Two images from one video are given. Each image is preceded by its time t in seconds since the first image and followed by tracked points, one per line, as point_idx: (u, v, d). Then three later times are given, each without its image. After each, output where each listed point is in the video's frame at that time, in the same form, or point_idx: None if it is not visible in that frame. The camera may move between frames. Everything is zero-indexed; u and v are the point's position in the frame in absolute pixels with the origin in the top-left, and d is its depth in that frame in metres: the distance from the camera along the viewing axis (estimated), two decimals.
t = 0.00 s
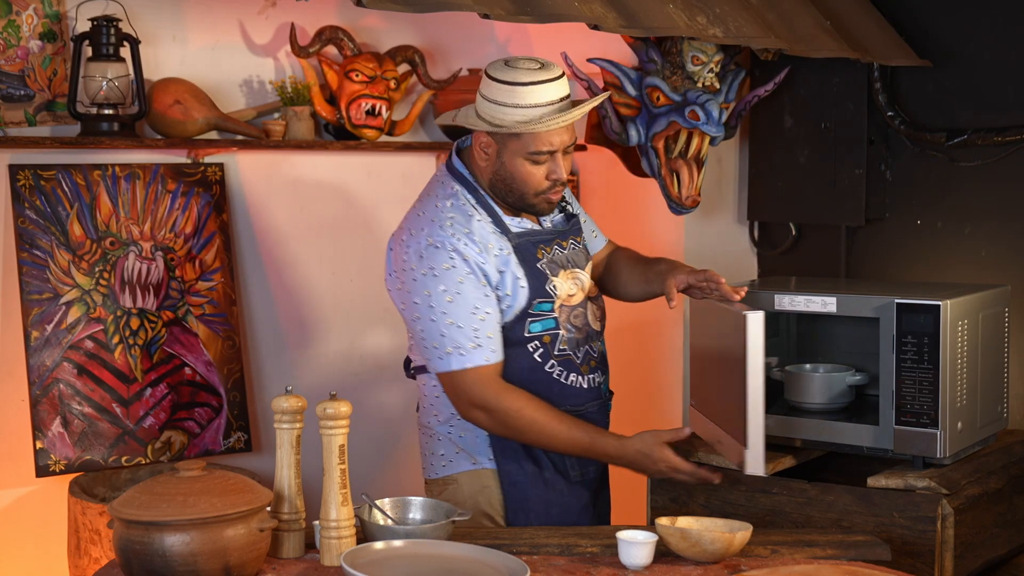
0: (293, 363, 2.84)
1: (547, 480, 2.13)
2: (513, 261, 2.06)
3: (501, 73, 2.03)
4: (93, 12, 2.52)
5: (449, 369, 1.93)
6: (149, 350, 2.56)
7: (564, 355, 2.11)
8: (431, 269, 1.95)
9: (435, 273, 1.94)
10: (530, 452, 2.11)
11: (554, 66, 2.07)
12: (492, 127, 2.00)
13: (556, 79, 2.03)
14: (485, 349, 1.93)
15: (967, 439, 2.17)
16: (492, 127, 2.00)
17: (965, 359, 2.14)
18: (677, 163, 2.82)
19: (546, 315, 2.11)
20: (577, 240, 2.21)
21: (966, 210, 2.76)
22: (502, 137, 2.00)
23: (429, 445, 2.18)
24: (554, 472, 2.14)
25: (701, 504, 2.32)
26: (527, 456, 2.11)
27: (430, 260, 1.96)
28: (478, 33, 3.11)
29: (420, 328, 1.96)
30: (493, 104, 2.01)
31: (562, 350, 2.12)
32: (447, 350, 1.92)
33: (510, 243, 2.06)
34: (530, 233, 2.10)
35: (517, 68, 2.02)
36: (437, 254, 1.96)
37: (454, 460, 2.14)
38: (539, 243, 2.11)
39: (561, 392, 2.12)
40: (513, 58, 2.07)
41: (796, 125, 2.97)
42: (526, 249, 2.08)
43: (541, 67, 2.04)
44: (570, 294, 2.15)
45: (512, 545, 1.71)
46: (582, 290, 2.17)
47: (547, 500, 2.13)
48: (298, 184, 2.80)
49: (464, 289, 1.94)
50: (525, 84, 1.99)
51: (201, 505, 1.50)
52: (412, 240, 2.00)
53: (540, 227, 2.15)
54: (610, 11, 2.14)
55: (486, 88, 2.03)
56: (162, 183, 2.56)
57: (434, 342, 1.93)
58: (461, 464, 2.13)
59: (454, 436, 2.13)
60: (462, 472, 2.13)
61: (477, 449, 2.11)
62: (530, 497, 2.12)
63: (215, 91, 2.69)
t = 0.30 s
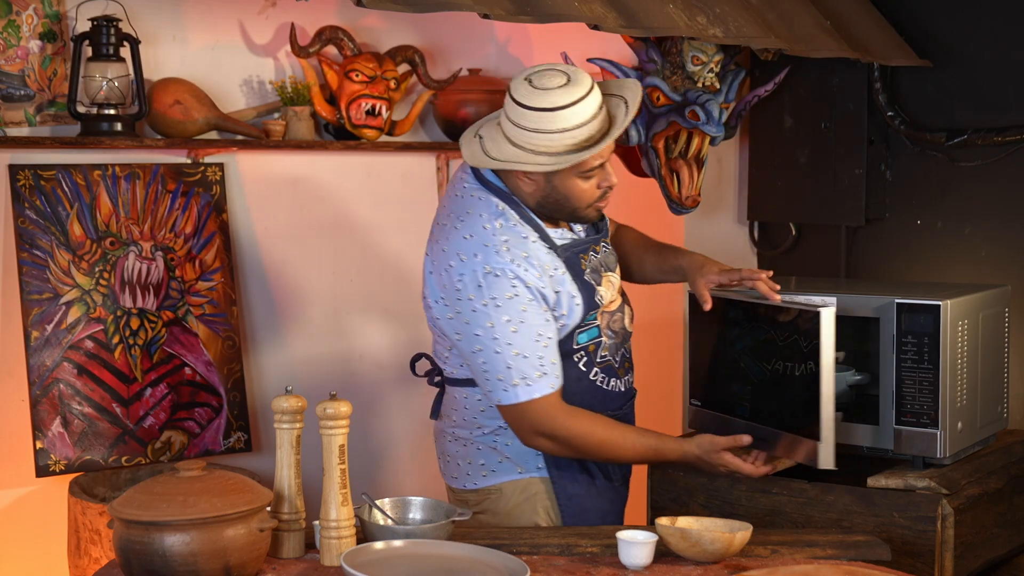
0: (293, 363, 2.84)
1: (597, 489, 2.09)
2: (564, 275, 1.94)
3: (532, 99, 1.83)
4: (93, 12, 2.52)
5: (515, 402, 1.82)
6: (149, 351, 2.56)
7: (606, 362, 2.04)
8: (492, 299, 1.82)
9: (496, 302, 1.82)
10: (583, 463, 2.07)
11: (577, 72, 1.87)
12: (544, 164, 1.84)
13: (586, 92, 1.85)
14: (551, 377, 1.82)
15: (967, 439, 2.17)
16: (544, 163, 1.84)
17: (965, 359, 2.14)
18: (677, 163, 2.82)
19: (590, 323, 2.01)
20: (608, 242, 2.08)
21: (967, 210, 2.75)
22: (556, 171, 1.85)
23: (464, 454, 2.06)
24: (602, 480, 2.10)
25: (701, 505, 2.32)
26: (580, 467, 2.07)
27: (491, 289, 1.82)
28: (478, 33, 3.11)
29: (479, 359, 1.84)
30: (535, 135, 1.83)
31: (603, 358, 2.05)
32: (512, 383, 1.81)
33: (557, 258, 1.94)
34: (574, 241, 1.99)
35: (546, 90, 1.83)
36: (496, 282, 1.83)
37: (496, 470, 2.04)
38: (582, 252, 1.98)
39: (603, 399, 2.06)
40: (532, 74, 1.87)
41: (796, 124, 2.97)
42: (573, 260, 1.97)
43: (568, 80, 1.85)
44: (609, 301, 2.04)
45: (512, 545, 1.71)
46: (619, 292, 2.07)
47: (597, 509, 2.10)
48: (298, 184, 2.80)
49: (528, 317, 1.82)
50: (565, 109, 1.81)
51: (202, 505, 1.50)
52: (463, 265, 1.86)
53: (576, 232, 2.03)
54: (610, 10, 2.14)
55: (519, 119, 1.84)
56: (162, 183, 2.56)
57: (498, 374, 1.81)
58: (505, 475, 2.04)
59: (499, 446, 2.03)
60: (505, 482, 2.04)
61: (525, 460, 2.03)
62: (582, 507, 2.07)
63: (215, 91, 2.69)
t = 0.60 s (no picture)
0: (293, 363, 2.84)
1: (622, 495, 2.09)
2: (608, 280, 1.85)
3: (585, 113, 1.65)
4: (93, 12, 2.52)
5: (579, 419, 1.73)
6: (149, 350, 2.56)
7: (634, 368, 2.02)
8: (557, 317, 1.69)
9: (561, 320, 1.69)
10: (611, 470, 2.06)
11: (626, 79, 1.70)
12: (602, 186, 1.66)
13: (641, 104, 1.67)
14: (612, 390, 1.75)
15: (967, 439, 2.17)
16: (603, 184, 1.66)
17: (966, 359, 2.15)
18: (677, 163, 2.82)
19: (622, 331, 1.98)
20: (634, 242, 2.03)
21: (967, 210, 2.75)
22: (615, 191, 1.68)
23: (488, 463, 2.01)
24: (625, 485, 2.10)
25: (701, 504, 2.32)
26: (609, 475, 2.06)
27: (557, 306, 1.70)
28: (478, 33, 3.13)
29: (540, 378, 1.73)
30: (590, 154, 1.66)
31: (631, 363, 2.02)
32: (578, 401, 1.72)
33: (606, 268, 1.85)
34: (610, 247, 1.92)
35: (598, 101, 1.64)
36: (560, 299, 1.70)
37: (524, 479, 2.00)
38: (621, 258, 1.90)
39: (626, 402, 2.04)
40: (579, 84, 1.68)
41: (796, 124, 2.97)
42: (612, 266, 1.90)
43: (619, 89, 1.67)
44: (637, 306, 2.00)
45: (512, 545, 1.71)
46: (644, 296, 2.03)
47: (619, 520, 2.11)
48: (298, 183, 2.80)
49: (591, 333, 1.72)
50: (622, 125, 1.64)
51: (201, 505, 1.50)
52: (522, 284, 1.71)
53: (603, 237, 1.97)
54: (610, 10, 2.14)
55: (571, 135, 1.66)
56: (162, 183, 2.56)
57: (563, 393, 1.71)
58: (533, 484, 2.00)
59: (529, 455, 2.00)
60: (533, 491, 2.01)
61: (555, 469, 2.01)
62: (608, 513, 2.06)
63: (215, 91, 2.69)
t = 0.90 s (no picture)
0: (293, 363, 2.84)
1: (630, 500, 2.10)
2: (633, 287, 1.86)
3: (621, 127, 1.62)
4: (93, 12, 2.52)
5: (607, 429, 1.78)
6: (149, 350, 2.56)
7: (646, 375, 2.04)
8: (593, 328, 1.70)
9: (596, 332, 1.71)
10: (620, 476, 2.08)
11: (663, 90, 1.66)
12: (637, 202, 1.65)
13: (679, 119, 1.64)
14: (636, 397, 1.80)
15: (967, 439, 2.17)
16: (638, 200, 1.65)
17: (966, 359, 2.15)
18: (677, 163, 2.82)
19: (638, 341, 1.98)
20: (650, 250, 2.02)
21: (967, 210, 2.75)
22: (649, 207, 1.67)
23: (498, 469, 2.01)
24: (632, 490, 2.11)
25: (701, 505, 2.32)
26: (617, 480, 2.08)
27: (592, 318, 1.70)
28: (479, 33, 3.13)
29: (571, 389, 1.75)
30: (624, 168, 1.64)
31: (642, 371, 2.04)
32: (608, 411, 1.76)
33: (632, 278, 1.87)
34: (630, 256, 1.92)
35: (635, 115, 1.61)
36: (596, 311, 1.70)
37: (534, 486, 2.01)
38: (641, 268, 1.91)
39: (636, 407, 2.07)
40: (616, 95, 1.64)
41: (796, 125, 2.97)
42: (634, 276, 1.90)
43: (657, 102, 1.64)
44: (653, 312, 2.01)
45: (512, 545, 1.71)
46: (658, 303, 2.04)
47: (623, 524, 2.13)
48: (298, 183, 2.81)
49: (622, 343, 1.75)
50: (660, 140, 1.62)
51: (201, 505, 1.50)
52: (558, 294, 1.70)
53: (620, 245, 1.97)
54: (610, 11, 2.14)
55: (607, 149, 1.64)
56: (162, 183, 2.56)
57: (595, 403, 1.75)
58: (543, 491, 2.01)
59: (541, 462, 2.00)
60: (544, 499, 2.01)
61: (567, 476, 2.02)
62: (615, 517, 2.08)
63: (215, 91, 2.69)
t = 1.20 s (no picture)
0: (293, 363, 2.84)
1: (627, 504, 2.10)
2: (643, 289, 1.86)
3: (639, 132, 1.61)
4: (93, 12, 2.52)
5: (613, 429, 1.77)
6: (149, 350, 2.56)
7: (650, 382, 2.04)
8: (598, 330, 1.70)
9: (602, 333, 1.70)
10: (620, 480, 2.08)
11: (680, 95, 1.66)
12: (655, 208, 1.65)
13: (696, 125, 1.64)
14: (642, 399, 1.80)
15: (967, 439, 2.17)
16: (656, 205, 1.65)
17: (966, 360, 2.15)
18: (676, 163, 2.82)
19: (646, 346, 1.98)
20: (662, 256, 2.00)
21: (967, 210, 2.75)
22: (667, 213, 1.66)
23: (496, 469, 2.01)
24: (631, 494, 2.11)
25: (701, 505, 2.32)
26: (617, 483, 2.08)
27: (597, 319, 1.70)
28: (479, 33, 3.13)
29: (576, 389, 1.74)
30: (642, 173, 1.64)
31: (649, 377, 2.04)
32: (613, 412, 1.76)
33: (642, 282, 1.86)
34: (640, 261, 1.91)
35: (653, 121, 1.61)
36: (602, 312, 1.70)
37: (532, 487, 2.01)
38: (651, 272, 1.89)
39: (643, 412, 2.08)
40: (632, 99, 1.64)
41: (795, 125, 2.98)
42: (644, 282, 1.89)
43: (674, 107, 1.63)
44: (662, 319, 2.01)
45: (512, 545, 1.71)
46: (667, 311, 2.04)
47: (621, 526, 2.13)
48: (299, 183, 2.81)
49: (628, 345, 1.74)
50: (678, 145, 1.61)
51: (202, 505, 1.50)
52: (563, 294, 1.70)
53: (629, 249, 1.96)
54: (610, 10, 2.14)
55: (625, 154, 1.63)
56: (162, 183, 2.56)
57: (600, 404, 1.75)
58: (541, 493, 2.01)
59: (539, 464, 2.00)
60: (541, 500, 2.02)
61: (565, 479, 2.02)
62: (613, 520, 2.08)
63: (215, 91, 2.69)
